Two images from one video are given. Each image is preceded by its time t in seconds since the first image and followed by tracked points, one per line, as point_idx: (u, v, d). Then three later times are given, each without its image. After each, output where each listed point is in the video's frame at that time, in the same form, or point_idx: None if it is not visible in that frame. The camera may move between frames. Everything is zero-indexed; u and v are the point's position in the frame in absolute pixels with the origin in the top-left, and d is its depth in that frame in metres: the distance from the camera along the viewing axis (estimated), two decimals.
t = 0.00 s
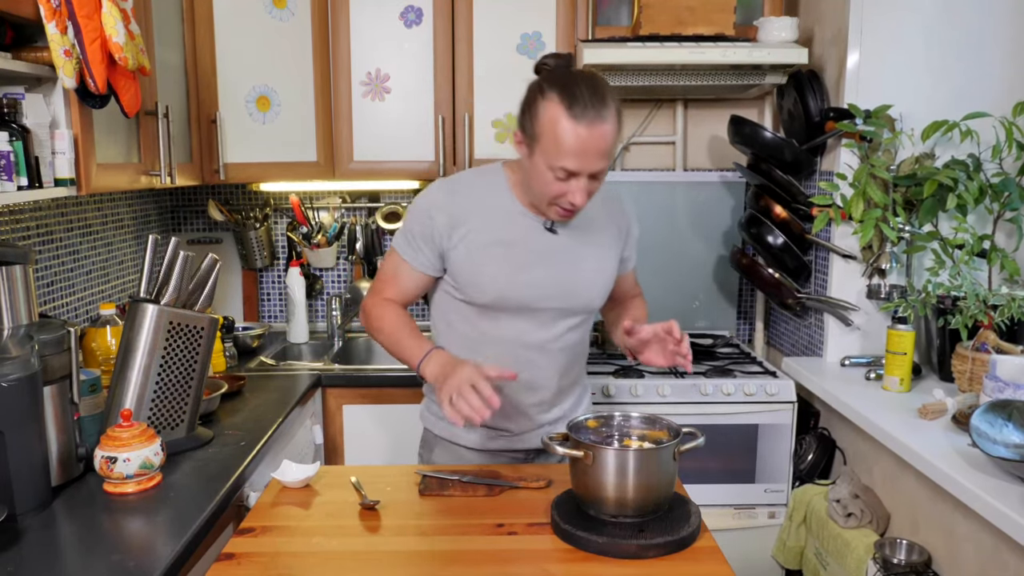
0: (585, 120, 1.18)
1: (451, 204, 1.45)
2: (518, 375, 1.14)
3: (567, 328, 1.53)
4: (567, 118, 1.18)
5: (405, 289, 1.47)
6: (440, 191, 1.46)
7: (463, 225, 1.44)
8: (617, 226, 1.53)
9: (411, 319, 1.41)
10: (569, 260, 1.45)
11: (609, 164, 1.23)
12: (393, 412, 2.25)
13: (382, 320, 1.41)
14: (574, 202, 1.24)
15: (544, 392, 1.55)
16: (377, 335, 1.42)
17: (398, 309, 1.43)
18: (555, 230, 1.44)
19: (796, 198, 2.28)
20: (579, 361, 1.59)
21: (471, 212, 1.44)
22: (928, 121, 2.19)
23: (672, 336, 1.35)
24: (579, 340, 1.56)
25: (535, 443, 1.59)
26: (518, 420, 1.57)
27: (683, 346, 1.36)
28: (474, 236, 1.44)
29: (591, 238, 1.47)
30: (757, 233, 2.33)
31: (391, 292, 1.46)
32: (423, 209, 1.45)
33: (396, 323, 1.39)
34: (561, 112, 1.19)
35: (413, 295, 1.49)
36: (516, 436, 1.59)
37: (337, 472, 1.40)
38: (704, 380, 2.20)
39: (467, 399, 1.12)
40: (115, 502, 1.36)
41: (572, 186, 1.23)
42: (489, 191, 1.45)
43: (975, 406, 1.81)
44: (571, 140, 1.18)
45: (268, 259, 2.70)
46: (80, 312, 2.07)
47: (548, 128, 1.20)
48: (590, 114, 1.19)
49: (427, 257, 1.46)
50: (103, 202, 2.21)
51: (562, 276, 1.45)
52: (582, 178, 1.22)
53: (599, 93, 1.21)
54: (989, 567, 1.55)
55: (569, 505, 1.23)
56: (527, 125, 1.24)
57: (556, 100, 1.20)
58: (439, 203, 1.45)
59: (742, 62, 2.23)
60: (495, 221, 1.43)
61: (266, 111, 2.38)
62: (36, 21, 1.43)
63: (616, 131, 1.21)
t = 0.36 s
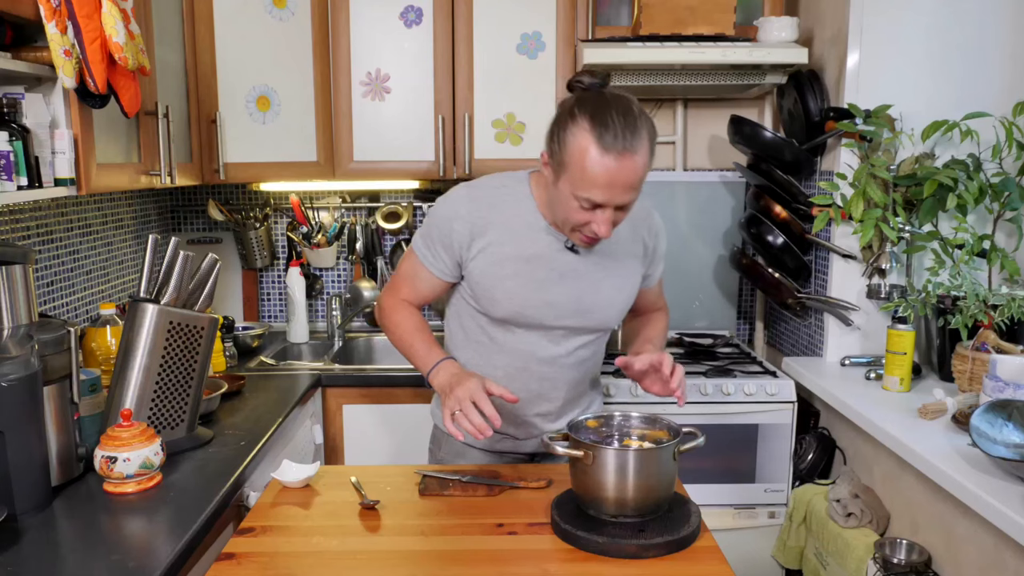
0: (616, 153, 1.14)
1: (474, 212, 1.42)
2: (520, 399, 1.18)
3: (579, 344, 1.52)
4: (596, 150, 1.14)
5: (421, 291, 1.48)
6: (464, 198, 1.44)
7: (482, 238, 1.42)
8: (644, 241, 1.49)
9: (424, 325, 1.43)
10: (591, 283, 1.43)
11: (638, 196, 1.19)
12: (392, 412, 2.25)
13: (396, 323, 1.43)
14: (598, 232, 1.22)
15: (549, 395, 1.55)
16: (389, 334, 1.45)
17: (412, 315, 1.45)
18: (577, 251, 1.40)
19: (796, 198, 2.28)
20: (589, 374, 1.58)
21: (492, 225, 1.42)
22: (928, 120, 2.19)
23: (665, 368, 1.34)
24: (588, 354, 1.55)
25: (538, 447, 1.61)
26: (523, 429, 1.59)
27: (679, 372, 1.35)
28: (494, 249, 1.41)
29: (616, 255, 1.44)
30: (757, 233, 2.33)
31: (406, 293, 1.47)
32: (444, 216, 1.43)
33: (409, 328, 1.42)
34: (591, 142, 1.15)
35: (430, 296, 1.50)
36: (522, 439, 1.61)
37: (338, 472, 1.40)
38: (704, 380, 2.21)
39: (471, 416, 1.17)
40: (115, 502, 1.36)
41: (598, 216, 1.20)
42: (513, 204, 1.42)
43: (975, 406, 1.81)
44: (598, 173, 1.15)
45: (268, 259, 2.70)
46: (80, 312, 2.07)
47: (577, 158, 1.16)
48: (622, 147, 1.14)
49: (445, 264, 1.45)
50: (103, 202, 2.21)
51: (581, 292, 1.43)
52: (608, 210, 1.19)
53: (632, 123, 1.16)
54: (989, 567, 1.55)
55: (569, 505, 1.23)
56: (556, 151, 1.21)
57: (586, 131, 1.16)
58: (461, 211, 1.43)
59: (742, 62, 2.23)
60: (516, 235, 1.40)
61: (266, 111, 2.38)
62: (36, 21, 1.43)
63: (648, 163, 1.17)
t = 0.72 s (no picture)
0: (631, 165, 1.14)
1: (488, 220, 1.41)
2: (541, 394, 1.16)
3: (590, 354, 1.52)
4: (611, 161, 1.14)
5: (435, 298, 1.47)
6: (478, 204, 1.43)
7: (495, 247, 1.42)
8: (658, 251, 1.48)
9: (441, 333, 1.43)
10: (604, 294, 1.43)
11: (652, 209, 1.19)
12: (393, 412, 2.25)
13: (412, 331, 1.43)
14: (612, 244, 1.21)
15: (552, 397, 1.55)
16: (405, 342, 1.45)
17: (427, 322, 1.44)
18: (591, 262, 1.40)
19: (796, 198, 2.27)
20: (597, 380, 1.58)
21: (506, 234, 1.41)
22: (928, 121, 2.19)
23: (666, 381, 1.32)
24: (600, 364, 1.55)
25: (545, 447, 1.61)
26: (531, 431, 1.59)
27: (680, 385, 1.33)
28: (508, 258, 1.41)
29: (629, 264, 1.43)
30: (757, 233, 2.33)
31: (421, 300, 1.46)
32: (458, 224, 1.42)
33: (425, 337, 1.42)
34: (605, 154, 1.15)
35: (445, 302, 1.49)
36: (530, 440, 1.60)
37: (338, 472, 1.40)
38: (704, 381, 2.21)
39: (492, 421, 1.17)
40: (115, 502, 1.36)
41: (611, 228, 1.20)
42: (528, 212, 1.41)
43: (975, 406, 1.81)
44: (613, 185, 1.14)
45: (268, 259, 2.70)
46: (80, 312, 2.07)
47: (591, 171, 1.15)
48: (637, 158, 1.14)
49: (460, 272, 1.45)
50: (103, 202, 2.21)
51: (592, 305, 1.43)
52: (622, 222, 1.18)
53: (647, 134, 1.16)
54: (989, 566, 1.55)
55: (569, 505, 1.23)
56: (569, 163, 1.20)
57: (601, 143, 1.16)
58: (476, 218, 1.42)
59: (742, 62, 2.23)
60: (531, 246, 1.40)
61: (266, 111, 2.38)
62: (36, 21, 1.43)
63: (663, 175, 1.16)
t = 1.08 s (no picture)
0: (637, 171, 1.14)
1: (496, 224, 1.41)
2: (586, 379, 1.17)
3: (598, 359, 1.53)
4: (617, 168, 1.14)
5: (453, 310, 1.45)
6: (486, 207, 1.42)
7: (505, 251, 1.41)
8: (667, 253, 1.48)
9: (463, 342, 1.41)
10: (611, 297, 1.43)
11: (658, 215, 1.19)
12: (393, 412, 2.25)
13: (434, 346, 1.40)
14: (618, 250, 1.22)
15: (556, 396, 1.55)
16: (429, 360, 1.41)
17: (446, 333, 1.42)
18: (599, 267, 1.40)
19: (796, 198, 2.27)
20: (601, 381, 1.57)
21: (515, 237, 1.41)
22: (928, 121, 2.19)
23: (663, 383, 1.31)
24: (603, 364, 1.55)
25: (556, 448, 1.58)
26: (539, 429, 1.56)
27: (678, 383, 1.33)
28: (516, 262, 1.40)
29: (636, 266, 1.43)
30: (757, 233, 2.33)
31: (439, 314, 1.44)
32: (468, 230, 1.41)
33: (449, 348, 1.38)
34: (612, 160, 1.15)
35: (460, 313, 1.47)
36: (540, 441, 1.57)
37: (338, 472, 1.40)
38: (704, 381, 2.21)
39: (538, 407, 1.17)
40: (115, 502, 1.36)
41: (617, 235, 1.20)
42: (536, 214, 1.41)
43: (975, 406, 1.81)
44: (620, 193, 1.14)
45: (268, 259, 2.70)
46: (80, 313, 2.07)
47: (597, 178, 1.16)
48: (643, 165, 1.14)
49: (476, 279, 1.43)
50: (103, 202, 2.21)
51: (599, 310, 1.43)
52: (628, 229, 1.19)
53: (654, 140, 1.16)
54: (989, 566, 1.55)
55: (569, 505, 1.23)
56: (575, 169, 1.20)
57: (607, 150, 1.16)
58: (484, 222, 1.41)
59: (742, 62, 2.23)
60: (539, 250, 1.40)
61: (266, 112, 2.38)
62: (36, 21, 1.43)
63: (670, 181, 1.16)
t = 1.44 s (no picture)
0: (638, 168, 1.14)
1: (499, 222, 1.41)
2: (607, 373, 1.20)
3: (599, 360, 1.53)
4: (618, 166, 1.14)
5: (460, 313, 1.44)
6: (489, 206, 1.42)
7: (510, 249, 1.41)
8: (669, 252, 1.48)
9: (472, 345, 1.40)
10: (612, 297, 1.43)
11: (659, 212, 1.19)
12: (393, 412, 2.25)
13: (445, 350, 1.39)
14: (618, 247, 1.22)
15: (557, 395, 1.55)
16: (440, 366, 1.40)
17: (455, 336, 1.41)
18: (602, 265, 1.41)
19: (796, 198, 2.27)
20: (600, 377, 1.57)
21: (519, 235, 1.41)
22: (928, 121, 2.19)
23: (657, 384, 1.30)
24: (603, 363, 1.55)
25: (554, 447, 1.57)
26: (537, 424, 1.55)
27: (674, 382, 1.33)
28: (518, 261, 1.40)
29: (638, 264, 1.44)
30: (757, 234, 2.33)
31: (447, 318, 1.43)
32: (473, 230, 1.41)
33: (461, 351, 1.38)
34: (613, 158, 1.15)
35: (469, 317, 1.46)
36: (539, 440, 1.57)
37: (338, 472, 1.40)
38: (704, 381, 2.21)
39: (562, 403, 1.19)
40: (115, 502, 1.36)
41: (618, 232, 1.20)
42: (538, 213, 1.41)
43: (975, 406, 1.81)
44: (621, 191, 1.14)
45: (268, 259, 2.70)
46: (80, 312, 2.07)
47: (598, 175, 1.16)
48: (644, 163, 1.14)
49: (484, 280, 1.42)
50: (103, 202, 2.21)
51: (603, 310, 1.43)
52: (628, 226, 1.19)
53: (655, 138, 1.16)
54: (988, 566, 1.55)
55: (569, 505, 1.23)
56: (577, 167, 1.20)
57: (608, 148, 1.16)
58: (488, 222, 1.41)
59: (742, 62, 2.23)
60: (542, 249, 1.40)
61: (266, 112, 2.38)
62: (36, 21, 1.43)
63: (670, 179, 1.16)
